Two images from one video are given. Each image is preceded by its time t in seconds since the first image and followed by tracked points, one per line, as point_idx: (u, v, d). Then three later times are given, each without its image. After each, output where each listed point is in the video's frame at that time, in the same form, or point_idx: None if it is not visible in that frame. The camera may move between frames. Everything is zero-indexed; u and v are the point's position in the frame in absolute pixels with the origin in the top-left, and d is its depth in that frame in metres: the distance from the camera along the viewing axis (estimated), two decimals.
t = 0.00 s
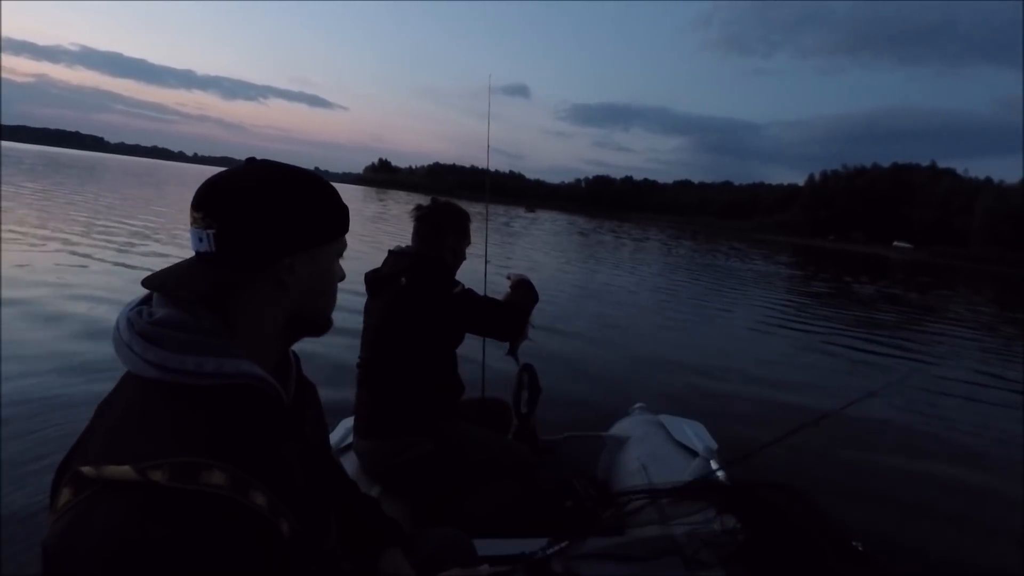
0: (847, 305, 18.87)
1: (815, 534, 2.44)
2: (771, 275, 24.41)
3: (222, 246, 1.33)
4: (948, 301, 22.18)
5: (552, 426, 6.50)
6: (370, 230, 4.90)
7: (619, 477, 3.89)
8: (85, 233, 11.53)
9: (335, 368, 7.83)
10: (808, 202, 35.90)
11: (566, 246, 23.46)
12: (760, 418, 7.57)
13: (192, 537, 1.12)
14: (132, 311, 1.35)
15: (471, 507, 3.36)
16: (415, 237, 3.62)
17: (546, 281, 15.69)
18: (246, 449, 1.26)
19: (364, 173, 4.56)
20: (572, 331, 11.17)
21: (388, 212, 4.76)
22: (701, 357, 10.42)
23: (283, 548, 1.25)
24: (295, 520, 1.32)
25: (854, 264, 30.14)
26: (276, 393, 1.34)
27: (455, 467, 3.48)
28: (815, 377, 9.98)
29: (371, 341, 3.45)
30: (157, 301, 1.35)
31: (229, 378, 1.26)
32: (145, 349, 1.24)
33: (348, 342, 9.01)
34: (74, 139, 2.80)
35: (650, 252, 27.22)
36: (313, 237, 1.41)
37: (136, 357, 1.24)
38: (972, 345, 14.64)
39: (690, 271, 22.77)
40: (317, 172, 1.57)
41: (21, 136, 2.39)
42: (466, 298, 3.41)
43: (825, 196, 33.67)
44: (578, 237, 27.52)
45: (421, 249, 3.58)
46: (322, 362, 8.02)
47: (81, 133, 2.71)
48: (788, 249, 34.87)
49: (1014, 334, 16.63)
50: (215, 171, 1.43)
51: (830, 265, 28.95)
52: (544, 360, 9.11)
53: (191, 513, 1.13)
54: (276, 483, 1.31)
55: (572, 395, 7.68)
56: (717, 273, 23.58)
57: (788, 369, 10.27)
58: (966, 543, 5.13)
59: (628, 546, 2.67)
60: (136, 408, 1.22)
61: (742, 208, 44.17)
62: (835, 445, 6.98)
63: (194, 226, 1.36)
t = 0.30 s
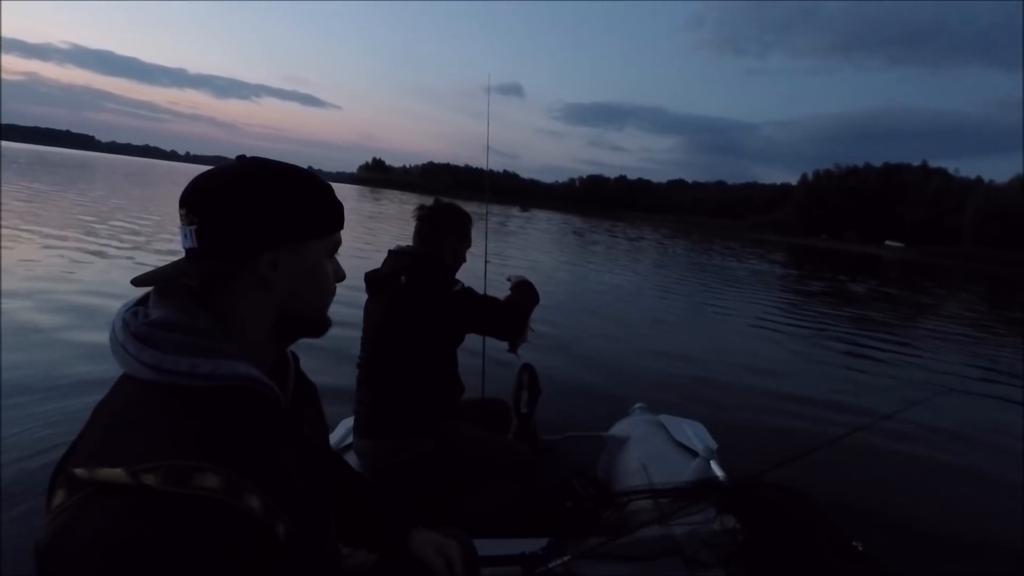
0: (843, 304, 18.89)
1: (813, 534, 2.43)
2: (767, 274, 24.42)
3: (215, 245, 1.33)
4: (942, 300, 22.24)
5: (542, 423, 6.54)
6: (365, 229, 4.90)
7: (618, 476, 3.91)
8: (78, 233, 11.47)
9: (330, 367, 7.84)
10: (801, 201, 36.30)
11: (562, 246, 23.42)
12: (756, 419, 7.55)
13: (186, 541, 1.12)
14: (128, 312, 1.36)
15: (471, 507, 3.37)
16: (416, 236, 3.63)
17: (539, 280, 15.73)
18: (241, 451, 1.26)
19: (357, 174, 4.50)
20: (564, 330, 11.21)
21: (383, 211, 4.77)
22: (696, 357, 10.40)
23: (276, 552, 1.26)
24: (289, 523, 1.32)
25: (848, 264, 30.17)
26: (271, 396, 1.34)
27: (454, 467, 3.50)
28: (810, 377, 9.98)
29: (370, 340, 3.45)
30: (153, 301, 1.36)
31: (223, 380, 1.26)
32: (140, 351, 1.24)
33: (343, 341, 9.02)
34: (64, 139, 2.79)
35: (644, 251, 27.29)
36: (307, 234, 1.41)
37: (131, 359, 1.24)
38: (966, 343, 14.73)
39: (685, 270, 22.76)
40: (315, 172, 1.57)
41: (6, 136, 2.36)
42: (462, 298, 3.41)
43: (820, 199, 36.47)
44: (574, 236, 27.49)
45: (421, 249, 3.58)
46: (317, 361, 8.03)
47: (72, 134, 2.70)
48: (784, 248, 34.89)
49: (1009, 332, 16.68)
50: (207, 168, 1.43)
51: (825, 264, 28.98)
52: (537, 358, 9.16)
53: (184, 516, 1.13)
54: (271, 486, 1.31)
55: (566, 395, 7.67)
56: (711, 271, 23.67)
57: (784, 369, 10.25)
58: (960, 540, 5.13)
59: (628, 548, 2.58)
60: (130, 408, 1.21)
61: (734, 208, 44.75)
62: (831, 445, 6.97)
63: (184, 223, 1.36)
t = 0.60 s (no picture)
0: (838, 301, 18.98)
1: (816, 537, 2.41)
2: (762, 273, 24.51)
3: (215, 247, 1.34)
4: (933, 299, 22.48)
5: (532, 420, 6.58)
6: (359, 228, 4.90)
7: (619, 476, 3.91)
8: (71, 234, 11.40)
9: (324, 366, 7.84)
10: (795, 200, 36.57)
11: (556, 245, 23.41)
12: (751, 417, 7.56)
13: (184, 548, 1.12)
14: (128, 315, 1.36)
15: (472, 508, 3.37)
16: (416, 236, 3.63)
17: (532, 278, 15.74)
18: (241, 456, 1.26)
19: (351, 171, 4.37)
20: (557, 328, 11.24)
21: (377, 210, 4.77)
22: (691, 355, 10.43)
23: (278, 556, 1.26)
24: (291, 526, 1.32)
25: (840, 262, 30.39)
26: (272, 401, 1.34)
27: (457, 466, 3.49)
28: (803, 373, 10.05)
29: (371, 341, 3.45)
30: (153, 304, 1.36)
31: (223, 384, 1.27)
32: (139, 355, 1.24)
33: (337, 340, 9.03)
34: (56, 139, 2.77)
35: (638, 250, 27.33)
36: (306, 234, 1.41)
37: (131, 363, 1.24)
38: (957, 340, 14.88)
39: (681, 270, 22.78)
40: (317, 172, 1.57)
41: None
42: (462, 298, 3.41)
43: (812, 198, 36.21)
44: (570, 235, 27.50)
45: (421, 248, 3.58)
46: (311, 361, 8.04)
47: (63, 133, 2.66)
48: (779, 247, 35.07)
49: (1000, 329, 16.91)
50: (204, 168, 1.43)
51: (819, 263, 29.12)
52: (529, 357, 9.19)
53: (183, 523, 1.14)
54: (273, 490, 1.31)
55: (561, 392, 7.71)
56: (705, 270, 23.76)
57: (778, 367, 10.28)
58: (956, 539, 5.17)
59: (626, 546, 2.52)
60: (130, 413, 1.22)
61: (727, 207, 45.10)
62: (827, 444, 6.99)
63: (182, 225, 1.36)
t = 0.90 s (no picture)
0: (832, 300, 19.07)
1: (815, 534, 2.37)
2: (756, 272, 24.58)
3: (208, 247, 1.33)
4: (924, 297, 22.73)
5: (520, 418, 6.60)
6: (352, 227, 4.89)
7: (618, 476, 3.91)
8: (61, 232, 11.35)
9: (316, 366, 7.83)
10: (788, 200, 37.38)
11: (549, 245, 23.38)
12: (745, 416, 7.56)
13: (172, 555, 1.11)
14: (120, 316, 1.35)
15: (470, 508, 3.37)
16: (415, 236, 3.62)
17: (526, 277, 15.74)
18: (232, 461, 1.25)
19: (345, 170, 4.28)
20: (550, 327, 11.25)
21: (371, 209, 4.76)
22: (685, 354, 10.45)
23: (270, 560, 1.26)
24: (284, 530, 1.32)
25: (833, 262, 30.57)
26: (266, 404, 1.34)
27: (454, 466, 3.54)
28: (796, 371, 10.09)
29: (369, 340, 3.44)
30: (146, 306, 1.35)
31: (214, 388, 1.26)
32: (130, 358, 1.24)
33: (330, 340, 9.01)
34: (44, 137, 2.76)
35: (633, 249, 27.36)
36: (300, 236, 1.40)
37: (122, 365, 1.24)
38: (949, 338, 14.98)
39: (675, 269, 22.79)
40: (313, 173, 1.56)
41: None
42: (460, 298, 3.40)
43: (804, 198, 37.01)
44: (563, 235, 27.50)
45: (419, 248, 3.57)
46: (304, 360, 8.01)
47: (51, 129, 2.63)
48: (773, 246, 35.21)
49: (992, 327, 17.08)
50: (198, 166, 1.42)
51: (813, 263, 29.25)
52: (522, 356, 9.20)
53: (172, 529, 1.13)
54: (265, 495, 1.31)
55: (553, 390, 7.74)
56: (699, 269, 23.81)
57: (772, 365, 10.29)
58: (947, 534, 5.23)
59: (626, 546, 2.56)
60: (121, 417, 1.21)
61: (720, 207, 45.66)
62: (820, 442, 7.02)
63: (176, 224, 1.35)
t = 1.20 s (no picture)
0: (826, 299, 19.15)
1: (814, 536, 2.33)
2: (751, 271, 24.64)
3: (202, 248, 1.32)
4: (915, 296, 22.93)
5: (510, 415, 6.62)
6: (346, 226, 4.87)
7: (619, 476, 3.90)
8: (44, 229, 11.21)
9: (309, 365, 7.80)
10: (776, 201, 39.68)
11: (544, 244, 23.39)
12: (738, 416, 7.56)
13: (170, 560, 1.11)
14: (115, 318, 1.35)
15: (471, 508, 3.36)
16: (415, 236, 3.62)
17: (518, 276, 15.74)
18: (229, 464, 1.25)
19: (339, 169, 4.21)
20: (542, 327, 11.27)
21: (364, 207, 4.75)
22: (680, 353, 10.46)
23: (268, 562, 1.26)
24: (283, 532, 1.32)
25: (827, 260, 30.76)
26: (264, 406, 1.34)
27: (456, 466, 3.53)
28: (790, 369, 10.12)
29: (370, 341, 3.44)
30: (141, 308, 1.34)
31: (211, 391, 1.26)
32: (124, 362, 1.23)
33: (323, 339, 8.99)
34: (34, 136, 2.73)
35: (626, 248, 27.36)
36: (295, 236, 1.39)
37: (117, 369, 1.23)
38: (942, 336, 15.10)
39: (670, 268, 22.82)
40: (311, 172, 1.55)
41: None
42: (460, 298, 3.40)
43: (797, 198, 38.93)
44: (558, 234, 27.53)
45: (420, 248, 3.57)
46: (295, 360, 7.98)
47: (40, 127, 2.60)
48: (769, 245, 35.34)
49: (985, 325, 17.23)
50: (192, 166, 1.41)
51: (807, 262, 29.38)
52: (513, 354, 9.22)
53: (168, 534, 1.12)
54: (263, 497, 1.30)
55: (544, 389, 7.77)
56: (692, 268, 23.86)
57: (765, 364, 10.33)
58: (942, 530, 5.26)
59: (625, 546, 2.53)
60: (115, 421, 1.21)
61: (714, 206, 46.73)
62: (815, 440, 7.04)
63: (170, 226, 1.34)
